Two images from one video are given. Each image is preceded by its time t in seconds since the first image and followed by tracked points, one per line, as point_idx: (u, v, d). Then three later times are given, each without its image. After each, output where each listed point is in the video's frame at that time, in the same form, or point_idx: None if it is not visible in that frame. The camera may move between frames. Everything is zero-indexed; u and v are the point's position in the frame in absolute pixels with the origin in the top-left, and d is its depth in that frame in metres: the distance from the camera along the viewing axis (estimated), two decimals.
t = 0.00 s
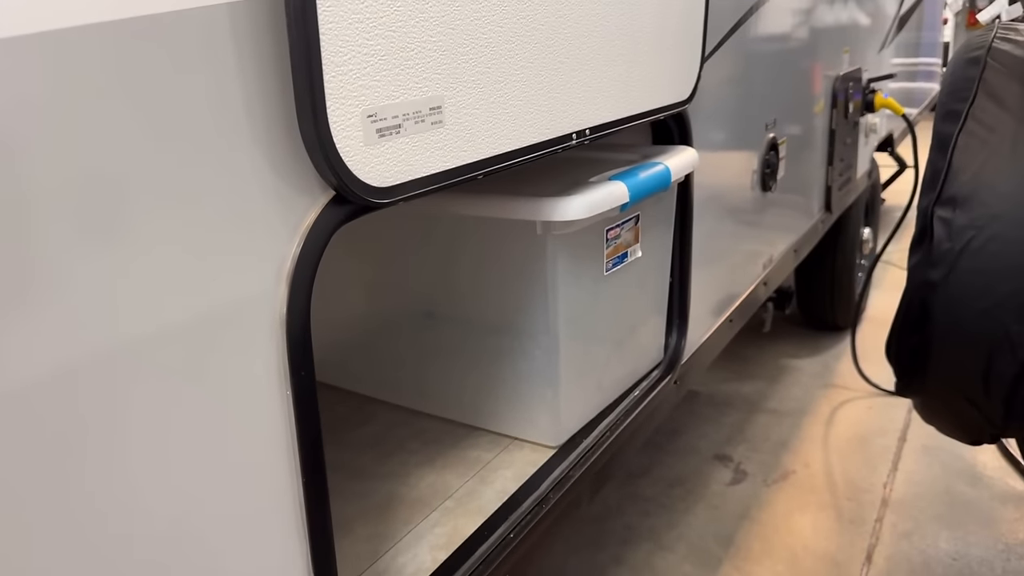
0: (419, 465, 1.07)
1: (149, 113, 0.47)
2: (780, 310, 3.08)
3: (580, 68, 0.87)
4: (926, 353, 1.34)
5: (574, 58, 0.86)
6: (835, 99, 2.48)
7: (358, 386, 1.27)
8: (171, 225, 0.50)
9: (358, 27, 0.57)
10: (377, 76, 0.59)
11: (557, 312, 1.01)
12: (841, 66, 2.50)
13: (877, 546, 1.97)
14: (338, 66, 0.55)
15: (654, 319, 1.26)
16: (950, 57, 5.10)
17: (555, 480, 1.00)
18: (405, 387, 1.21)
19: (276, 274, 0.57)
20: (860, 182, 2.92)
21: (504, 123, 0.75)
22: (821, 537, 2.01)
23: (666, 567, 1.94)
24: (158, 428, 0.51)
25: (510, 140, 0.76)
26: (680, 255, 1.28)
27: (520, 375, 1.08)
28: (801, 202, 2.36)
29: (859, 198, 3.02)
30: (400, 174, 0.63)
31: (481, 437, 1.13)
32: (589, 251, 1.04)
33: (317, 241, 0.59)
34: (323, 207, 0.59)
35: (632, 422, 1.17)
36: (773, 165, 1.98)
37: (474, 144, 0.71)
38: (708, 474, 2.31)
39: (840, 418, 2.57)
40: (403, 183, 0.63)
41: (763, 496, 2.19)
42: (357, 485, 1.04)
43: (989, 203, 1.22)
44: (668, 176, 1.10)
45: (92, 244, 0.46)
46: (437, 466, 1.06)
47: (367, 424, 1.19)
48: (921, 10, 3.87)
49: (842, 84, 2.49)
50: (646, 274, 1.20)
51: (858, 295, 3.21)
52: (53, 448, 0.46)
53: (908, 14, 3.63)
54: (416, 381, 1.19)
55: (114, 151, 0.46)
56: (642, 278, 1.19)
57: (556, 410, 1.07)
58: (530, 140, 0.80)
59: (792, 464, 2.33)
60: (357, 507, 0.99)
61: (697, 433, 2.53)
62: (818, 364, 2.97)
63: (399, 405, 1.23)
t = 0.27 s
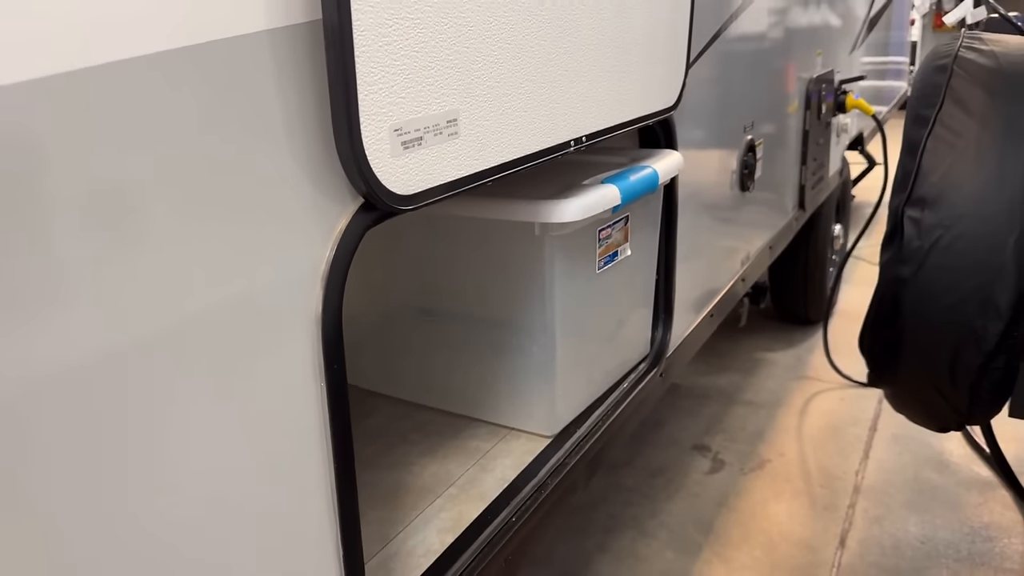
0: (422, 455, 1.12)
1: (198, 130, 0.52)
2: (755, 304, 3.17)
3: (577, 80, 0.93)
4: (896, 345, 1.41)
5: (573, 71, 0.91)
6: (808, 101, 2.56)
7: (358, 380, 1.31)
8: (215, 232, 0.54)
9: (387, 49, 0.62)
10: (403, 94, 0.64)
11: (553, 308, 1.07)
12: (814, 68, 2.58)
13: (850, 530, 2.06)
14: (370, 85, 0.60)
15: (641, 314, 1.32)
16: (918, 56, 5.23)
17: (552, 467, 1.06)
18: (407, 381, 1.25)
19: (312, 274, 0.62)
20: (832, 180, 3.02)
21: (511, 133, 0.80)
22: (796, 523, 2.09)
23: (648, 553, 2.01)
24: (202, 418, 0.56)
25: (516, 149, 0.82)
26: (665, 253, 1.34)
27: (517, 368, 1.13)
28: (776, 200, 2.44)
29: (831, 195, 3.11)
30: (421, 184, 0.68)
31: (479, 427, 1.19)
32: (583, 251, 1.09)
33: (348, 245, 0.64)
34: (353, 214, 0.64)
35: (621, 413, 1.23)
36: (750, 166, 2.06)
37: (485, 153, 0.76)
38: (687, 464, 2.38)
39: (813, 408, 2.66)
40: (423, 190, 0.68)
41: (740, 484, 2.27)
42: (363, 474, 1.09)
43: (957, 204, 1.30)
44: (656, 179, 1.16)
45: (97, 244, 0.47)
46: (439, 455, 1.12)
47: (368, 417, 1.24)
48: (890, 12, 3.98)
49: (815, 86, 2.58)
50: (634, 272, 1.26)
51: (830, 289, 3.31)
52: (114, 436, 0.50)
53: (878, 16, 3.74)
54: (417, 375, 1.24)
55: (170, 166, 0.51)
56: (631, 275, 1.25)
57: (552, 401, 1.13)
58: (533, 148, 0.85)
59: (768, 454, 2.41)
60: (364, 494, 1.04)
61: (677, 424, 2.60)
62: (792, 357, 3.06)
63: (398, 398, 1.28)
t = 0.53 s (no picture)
0: (427, 453, 1.18)
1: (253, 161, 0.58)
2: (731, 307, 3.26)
3: (578, 102, 1.00)
4: (869, 346, 1.50)
5: (574, 94, 0.98)
6: (782, 111, 2.66)
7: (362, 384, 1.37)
8: (269, 251, 0.60)
9: (420, 83, 0.68)
10: (433, 123, 0.70)
11: (552, 314, 1.13)
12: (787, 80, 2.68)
13: (825, 524, 2.14)
14: (405, 116, 0.67)
15: (631, 318, 1.39)
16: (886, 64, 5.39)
17: (552, 464, 1.13)
18: (412, 384, 1.31)
19: (351, 287, 0.69)
20: (805, 188, 3.12)
21: (521, 154, 0.87)
22: (773, 518, 2.18)
23: (632, 549, 2.08)
24: (252, 419, 0.62)
25: (526, 168, 0.88)
26: (653, 261, 1.42)
27: (517, 371, 1.20)
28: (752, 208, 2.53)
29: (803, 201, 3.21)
30: (446, 204, 0.74)
31: (481, 428, 1.25)
32: (579, 260, 1.16)
33: (382, 260, 0.71)
34: (387, 232, 0.71)
35: (613, 413, 1.30)
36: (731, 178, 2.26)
37: (500, 173, 0.83)
38: (668, 462, 2.46)
39: (788, 408, 2.76)
40: (449, 209, 0.75)
41: (719, 482, 2.35)
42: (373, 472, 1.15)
43: (925, 215, 1.39)
44: (647, 192, 1.23)
45: (119, 252, 0.49)
46: (444, 454, 1.18)
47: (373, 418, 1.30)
48: (858, 23, 4.11)
49: (789, 98, 2.68)
50: (625, 279, 1.33)
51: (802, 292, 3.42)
52: (180, 437, 0.56)
53: (848, 27, 3.86)
54: (422, 379, 1.30)
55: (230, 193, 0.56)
56: (621, 282, 1.32)
57: (551, 402, 1.19)
58: (540, 167, 0.92)
59: (745, 452, 2.50)
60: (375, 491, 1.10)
61: (657, 424, 2.68)
62: (766, 358, 3.16)
63: (401, 400, 1.34)
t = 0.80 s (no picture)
0: (439, 457, 1.25)
1: (312, 190, 0.64)
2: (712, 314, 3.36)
3: (584, 126, 1.08)
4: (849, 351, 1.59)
5: (581, 119, 1.06)
6: (760, 127, 2.76)
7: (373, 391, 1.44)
8: (325, 271, 0.67)
9: (454, 117, 0.75)
10: (463, 153, 0.78)
11: (556, 323, 1.21)
12: (765, 96, 2.79)
13: (806, 523, 2.23)
14: (441, 148, 0.74)
15: (626, 326, 1.47)
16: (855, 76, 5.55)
17: (559, 464, 1.20)
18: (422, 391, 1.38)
19: (393, 302, 0.76)
20: (782, 198, 3.23)
21: (537, 176, 0.95)
22: (757, 518, 2.26)
23: (623, 549, 2.16)
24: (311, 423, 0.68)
25: (541, 190, 0.96)
26: (647, 271, 1.50)
27: (523, 377, 1.27)
28: (733, 219, 2.63)
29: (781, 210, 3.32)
30: (473, 225, 0.81)
31: (488, 432, 1.32)
32: (581, 273, 1.24)
33: (419, 277, 0.78)
34: (423, 251, 0.78)
35: (611, 417, 1.38)
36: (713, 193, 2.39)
37: (519, 195, 0.90)
38: (655, 465, 2.54)
39: (768, 412, 2.85)
40: (477, 230, 0.82)
41: (705, 483, 2.43)
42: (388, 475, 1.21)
43: (901, 228, 1.48)
44: (643, 208, 1.31)
45: (207, 276, 0.56)
46: (455, 457, 1.25)
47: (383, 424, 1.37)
48: (830, 38, 4.24)
49: (766, 114, 2.78)
50: (620, 289, 1.41)
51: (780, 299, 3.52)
52: (254, 439, 0.62)
53: (820, 42, 3.99)
54: (432, 386, 1.36)
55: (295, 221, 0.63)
56: (617, 292, 1.40)
57: (555, 407, 1.26)
58: (552, 188, 0.99)
59: (728, 454, 2.59)
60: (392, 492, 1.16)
61: (643, 428, 2.76)
62: (746, 363, 3.26)
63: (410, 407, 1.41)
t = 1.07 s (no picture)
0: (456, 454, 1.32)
1: (371, 207, 0.72)
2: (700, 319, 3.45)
3: (597, 143, 1.16)
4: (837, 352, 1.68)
5: (594, 137, 1.14)
6: (747, 138, 2.86)
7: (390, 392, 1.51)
8: (380, 280, 0.74)
9: (490, 139, 0.83)
10: (493, 172, 0.85)
11: (567, 327, 1.29)
12: (751, 108, 2.89)
13: (795, 519, 2.32)
14: (478, 167, 0.82)
15: (628, 330, 1.55)
16: (837, 85, 5.68)
17: (571, 459, 1.28)
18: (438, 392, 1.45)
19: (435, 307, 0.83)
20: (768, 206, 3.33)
21: (557, 190, 1.03)
22: (749, 515, 2.34)
23: (620, 546, 2.23)
24: (369, 417, 0.75)
25: (560, 203, 1.04)
26: (648, 278, 1.58)
27: (535, 378, 1.34)
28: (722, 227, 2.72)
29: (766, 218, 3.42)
30: (502, 238, 0.89)
31: (501, 430, 1.40)
32: (590, 280, 1.31)
33: (458, 284, 0.85)
34: (461, 261, 0.86)
35: (617, 416, 1.45)
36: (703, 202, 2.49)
37: (542, 208, 0.98)
38: (648, 466, 2.62)
39: (756, 414, 2.94)
40: (507, 241, 0.90)
41: (697, 483, 2.51)
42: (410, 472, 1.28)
43: (887, 237, 1.57)
44: (646, 218, 1.39)
45: (286, 285, 0.63)
46: (471, 455, 1.32)
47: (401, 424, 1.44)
48: (812, 50, 4.37)
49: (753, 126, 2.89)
50: (623, 295, 1.49)
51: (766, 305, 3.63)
52: (324, 430, 0.69)
53: (803, 55, 4.11)
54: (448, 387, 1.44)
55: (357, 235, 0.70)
56: (621, 297, 1.48)
57: (565, 406, 1.34)
58: (570, 201, 1.08)
59: (719, 455, 2.67)
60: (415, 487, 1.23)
61: (636, 430, 2.85)
62: (734, 367, 3.36)
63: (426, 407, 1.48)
